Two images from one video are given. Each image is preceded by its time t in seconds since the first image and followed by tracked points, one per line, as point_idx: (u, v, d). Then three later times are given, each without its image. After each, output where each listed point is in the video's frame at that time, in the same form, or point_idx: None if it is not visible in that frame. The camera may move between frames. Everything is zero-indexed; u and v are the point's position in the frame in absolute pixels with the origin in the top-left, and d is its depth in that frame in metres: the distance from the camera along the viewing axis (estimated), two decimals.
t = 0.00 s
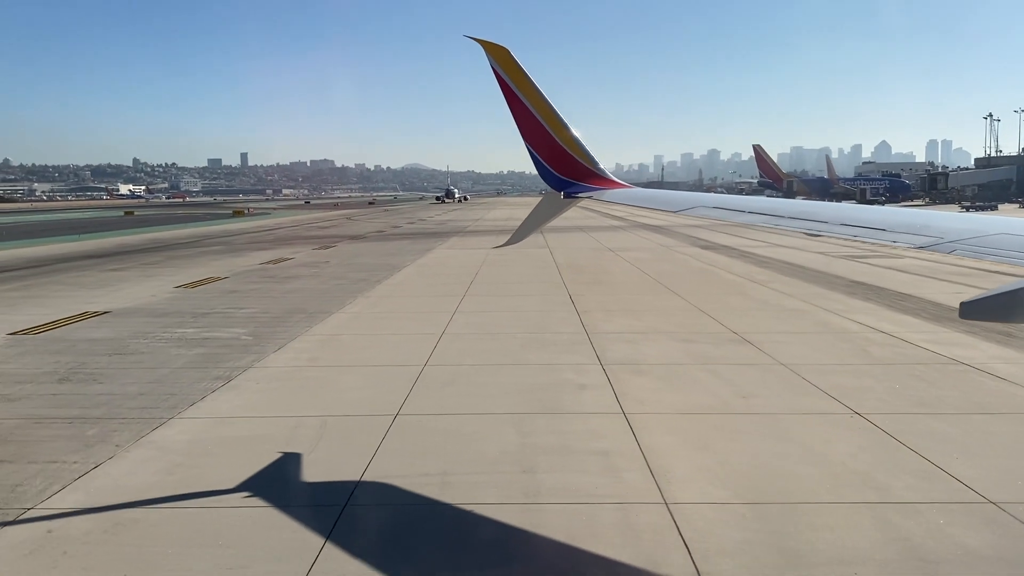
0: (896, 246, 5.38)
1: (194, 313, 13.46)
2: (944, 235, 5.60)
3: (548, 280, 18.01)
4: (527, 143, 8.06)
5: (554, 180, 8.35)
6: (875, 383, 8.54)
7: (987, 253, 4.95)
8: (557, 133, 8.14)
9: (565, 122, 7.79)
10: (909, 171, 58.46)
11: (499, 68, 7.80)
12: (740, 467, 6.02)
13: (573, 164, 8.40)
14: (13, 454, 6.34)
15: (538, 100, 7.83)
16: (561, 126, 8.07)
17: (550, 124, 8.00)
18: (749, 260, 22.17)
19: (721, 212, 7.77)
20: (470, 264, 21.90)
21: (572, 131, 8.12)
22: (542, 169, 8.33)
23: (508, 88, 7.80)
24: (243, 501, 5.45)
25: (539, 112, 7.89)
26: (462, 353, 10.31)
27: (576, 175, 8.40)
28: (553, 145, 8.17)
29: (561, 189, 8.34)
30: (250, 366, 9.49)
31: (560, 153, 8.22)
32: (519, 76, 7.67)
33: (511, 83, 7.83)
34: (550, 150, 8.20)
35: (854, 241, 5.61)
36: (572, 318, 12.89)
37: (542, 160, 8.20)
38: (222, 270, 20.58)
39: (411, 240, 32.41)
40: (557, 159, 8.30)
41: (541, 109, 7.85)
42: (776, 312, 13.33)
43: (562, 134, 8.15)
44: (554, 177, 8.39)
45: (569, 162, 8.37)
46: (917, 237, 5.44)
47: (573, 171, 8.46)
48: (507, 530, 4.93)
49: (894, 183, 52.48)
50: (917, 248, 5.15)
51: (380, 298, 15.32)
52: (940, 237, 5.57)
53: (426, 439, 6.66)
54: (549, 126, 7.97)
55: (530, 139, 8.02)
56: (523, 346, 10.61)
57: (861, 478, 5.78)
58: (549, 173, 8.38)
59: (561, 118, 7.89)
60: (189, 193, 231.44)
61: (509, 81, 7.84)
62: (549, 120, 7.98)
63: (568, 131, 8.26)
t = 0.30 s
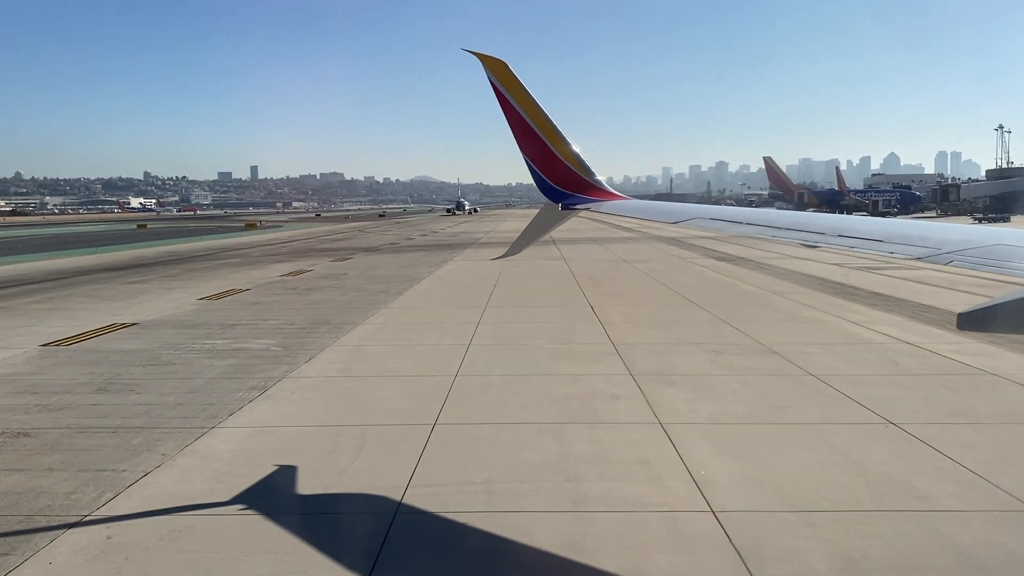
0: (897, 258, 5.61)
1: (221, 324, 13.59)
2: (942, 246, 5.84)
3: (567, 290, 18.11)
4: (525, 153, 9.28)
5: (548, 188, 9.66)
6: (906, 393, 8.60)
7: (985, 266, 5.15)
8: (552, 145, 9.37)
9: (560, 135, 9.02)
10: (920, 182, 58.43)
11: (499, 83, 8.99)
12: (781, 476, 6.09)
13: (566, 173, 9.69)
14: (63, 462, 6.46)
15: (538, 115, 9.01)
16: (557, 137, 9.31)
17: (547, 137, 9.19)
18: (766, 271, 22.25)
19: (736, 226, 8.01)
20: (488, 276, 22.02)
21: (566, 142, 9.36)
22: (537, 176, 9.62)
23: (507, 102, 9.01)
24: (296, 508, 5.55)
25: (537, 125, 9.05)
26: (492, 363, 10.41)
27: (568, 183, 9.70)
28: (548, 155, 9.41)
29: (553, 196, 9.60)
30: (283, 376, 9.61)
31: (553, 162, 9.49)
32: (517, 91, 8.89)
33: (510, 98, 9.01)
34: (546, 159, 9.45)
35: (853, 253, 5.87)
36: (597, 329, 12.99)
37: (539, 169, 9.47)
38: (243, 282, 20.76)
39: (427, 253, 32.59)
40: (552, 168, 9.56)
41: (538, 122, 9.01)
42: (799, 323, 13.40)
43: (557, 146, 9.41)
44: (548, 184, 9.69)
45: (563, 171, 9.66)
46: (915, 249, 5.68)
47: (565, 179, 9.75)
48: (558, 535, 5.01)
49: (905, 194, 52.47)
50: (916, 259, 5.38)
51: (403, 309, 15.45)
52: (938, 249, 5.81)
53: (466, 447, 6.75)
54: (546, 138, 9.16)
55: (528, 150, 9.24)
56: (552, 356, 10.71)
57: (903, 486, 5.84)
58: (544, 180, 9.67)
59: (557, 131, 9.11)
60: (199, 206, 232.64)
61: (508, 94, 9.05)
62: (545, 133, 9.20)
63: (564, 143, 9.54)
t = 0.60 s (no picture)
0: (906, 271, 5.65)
1: (245, 337, 13.68)
2: (939, 260, 5.93)
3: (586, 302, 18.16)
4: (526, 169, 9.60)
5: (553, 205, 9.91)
6: (938, 404, 8.62)
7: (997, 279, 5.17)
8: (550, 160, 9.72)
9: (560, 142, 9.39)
10: (930, 195, 58.48)
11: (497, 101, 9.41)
12: (823, 487, 6.11)
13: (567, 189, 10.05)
14: (107, 473, 6.53)
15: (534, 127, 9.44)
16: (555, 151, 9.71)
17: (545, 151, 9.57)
18: (782, 284, 22.25)
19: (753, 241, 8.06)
20: (504, 288, 22.08)
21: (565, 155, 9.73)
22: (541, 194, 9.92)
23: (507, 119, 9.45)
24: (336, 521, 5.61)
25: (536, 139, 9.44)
26: (520, 375, 10.45)
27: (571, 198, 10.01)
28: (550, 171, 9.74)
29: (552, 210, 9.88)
30: (313, 388, 9.67)
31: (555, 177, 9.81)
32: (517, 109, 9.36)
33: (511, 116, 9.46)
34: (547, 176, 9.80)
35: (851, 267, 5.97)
36: (619, 341, 13.02)
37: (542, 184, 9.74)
38: (262, 295, 20.86)
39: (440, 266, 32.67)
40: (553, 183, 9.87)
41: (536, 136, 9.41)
42: (821, 335, 13.42)
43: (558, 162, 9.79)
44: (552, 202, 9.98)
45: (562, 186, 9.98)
46: (912, 263, 5.78)
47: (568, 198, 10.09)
48: (609, 544, 5.05)
49: (916, 208, 52.49)
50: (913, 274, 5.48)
51: (424, 322, 15.51)
52: (935, 263, 5.90)
53: (505, 458, 6.79)
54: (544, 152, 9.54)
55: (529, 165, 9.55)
56: (579, 368, 10.75)
57: (946, 497, 5.86)
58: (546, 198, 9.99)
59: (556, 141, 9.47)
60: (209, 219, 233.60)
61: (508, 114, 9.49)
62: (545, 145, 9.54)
63: (566, 161, 9.99)
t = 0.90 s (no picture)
0: (902, 285, 5.65)
1: (269, 350, 13.78)
2: (935, 271, 6.00)
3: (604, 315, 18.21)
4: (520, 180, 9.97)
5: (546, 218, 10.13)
6: (969, 416, 8.64)
7: (994, 293, 5.17)
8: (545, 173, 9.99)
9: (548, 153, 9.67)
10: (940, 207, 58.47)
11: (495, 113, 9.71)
12: (862, 497, 6.15)
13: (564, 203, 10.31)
14: (151, 483, 6.61)
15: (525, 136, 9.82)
16: (551, 164, 10.06)
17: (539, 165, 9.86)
18: (799, 297, 22.27)
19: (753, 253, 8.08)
20: (520, 301, 22.16)
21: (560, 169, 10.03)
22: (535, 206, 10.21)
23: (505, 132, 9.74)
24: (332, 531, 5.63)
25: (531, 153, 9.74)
26: (547, 387, 10.51)
27: (566, 214, 10.25)
28: (543, 183, 10.04)
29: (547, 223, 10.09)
30: (343, 400, 9.74)
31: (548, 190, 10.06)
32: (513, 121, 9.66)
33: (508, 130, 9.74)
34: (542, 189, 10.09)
35: (847, 278, 6.04)
36: (642, 353, 13.07)
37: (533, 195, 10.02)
38: (280, 308, 20.98)
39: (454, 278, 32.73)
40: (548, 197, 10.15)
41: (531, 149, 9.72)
42: (843, 347, 13.45)
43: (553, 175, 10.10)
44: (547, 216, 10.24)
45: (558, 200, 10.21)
46: (908, 274, 5.86)
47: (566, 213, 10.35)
48: (655, 553, 5.12)
49: (927, 220, 52.49)
50: (909, 285, 5.56)
51: (445, 335, 15.59)
52: (931, 273, 5.97)
53: (542, 468, 6.86)
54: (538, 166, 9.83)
55: (518, 174, 9.89)
56: (606, 380, 10.80)
57: (987, 506, 5.89)
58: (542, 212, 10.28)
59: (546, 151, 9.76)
60: (217, 232, 234.51)
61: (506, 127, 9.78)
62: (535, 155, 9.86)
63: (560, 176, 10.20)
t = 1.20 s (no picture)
0: (895, 294, 5.66)
1: (291, 361, 13.88)
2: (930, 280, 6.03)
3: (621, 326, 18.29)
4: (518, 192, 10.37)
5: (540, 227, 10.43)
6: (997, 425, 8.68)
7: (988, 300, 5.17)
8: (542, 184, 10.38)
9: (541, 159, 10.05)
10: (949, 218, 58.46)
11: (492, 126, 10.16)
12: (899, 505, 6.21)
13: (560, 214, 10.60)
14: (194, 491, 6.71)
15: (520, 144, 10.26)
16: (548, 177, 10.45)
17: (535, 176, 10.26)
18: (814, 308, 22.30)
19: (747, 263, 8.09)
20: (536, 312, 22.24)
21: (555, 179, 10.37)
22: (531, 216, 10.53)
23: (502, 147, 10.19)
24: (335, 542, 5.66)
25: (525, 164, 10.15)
26: (572, 397, 10.58)
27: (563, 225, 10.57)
28: (540, 195, 10.45)
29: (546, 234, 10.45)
30: (372, 411, 9.83)
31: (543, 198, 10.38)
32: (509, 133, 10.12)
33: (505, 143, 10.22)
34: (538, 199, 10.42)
35: (841, 288, 6.08)
36: (663, 363, 13.14)
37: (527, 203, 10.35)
38: (298, 320, 21.09)
39: (467, 289, 32.84)
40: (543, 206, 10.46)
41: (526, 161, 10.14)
42: (864, 358, 13.49)
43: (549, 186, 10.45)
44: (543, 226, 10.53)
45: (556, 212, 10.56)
46: (902, 283, 5.88)
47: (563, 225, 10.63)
48: (700, 560, 5.17)
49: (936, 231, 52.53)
50: (903, 294, 5.58)
51: (465, 346, 15.67)
52: (925, 283, 6.00)
53: (578, 478, 6.92)
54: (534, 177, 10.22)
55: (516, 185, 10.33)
56: (631, 390, 10.86)
57: None
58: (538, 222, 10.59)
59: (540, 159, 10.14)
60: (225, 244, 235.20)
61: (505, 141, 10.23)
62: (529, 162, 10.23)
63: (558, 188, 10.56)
